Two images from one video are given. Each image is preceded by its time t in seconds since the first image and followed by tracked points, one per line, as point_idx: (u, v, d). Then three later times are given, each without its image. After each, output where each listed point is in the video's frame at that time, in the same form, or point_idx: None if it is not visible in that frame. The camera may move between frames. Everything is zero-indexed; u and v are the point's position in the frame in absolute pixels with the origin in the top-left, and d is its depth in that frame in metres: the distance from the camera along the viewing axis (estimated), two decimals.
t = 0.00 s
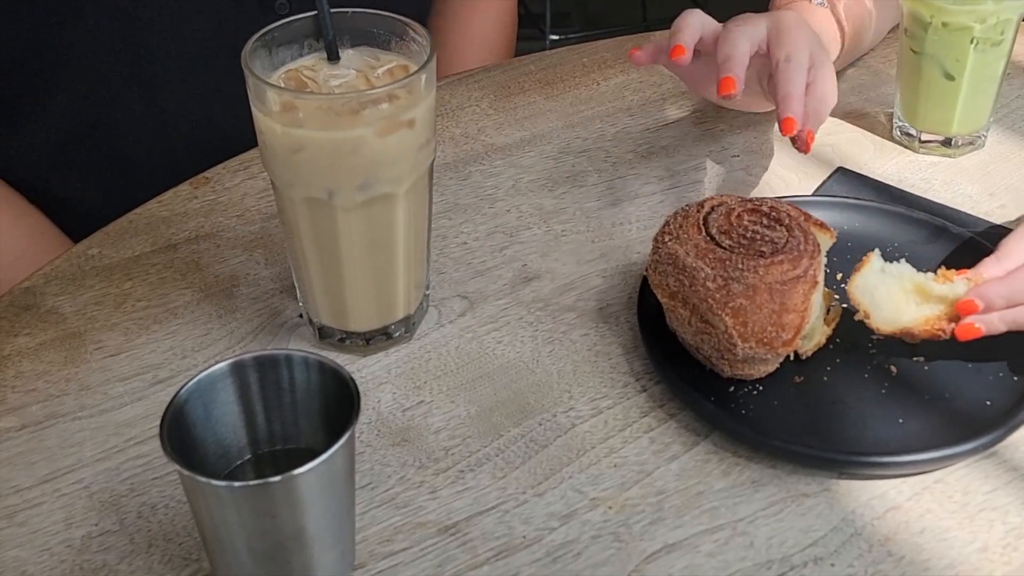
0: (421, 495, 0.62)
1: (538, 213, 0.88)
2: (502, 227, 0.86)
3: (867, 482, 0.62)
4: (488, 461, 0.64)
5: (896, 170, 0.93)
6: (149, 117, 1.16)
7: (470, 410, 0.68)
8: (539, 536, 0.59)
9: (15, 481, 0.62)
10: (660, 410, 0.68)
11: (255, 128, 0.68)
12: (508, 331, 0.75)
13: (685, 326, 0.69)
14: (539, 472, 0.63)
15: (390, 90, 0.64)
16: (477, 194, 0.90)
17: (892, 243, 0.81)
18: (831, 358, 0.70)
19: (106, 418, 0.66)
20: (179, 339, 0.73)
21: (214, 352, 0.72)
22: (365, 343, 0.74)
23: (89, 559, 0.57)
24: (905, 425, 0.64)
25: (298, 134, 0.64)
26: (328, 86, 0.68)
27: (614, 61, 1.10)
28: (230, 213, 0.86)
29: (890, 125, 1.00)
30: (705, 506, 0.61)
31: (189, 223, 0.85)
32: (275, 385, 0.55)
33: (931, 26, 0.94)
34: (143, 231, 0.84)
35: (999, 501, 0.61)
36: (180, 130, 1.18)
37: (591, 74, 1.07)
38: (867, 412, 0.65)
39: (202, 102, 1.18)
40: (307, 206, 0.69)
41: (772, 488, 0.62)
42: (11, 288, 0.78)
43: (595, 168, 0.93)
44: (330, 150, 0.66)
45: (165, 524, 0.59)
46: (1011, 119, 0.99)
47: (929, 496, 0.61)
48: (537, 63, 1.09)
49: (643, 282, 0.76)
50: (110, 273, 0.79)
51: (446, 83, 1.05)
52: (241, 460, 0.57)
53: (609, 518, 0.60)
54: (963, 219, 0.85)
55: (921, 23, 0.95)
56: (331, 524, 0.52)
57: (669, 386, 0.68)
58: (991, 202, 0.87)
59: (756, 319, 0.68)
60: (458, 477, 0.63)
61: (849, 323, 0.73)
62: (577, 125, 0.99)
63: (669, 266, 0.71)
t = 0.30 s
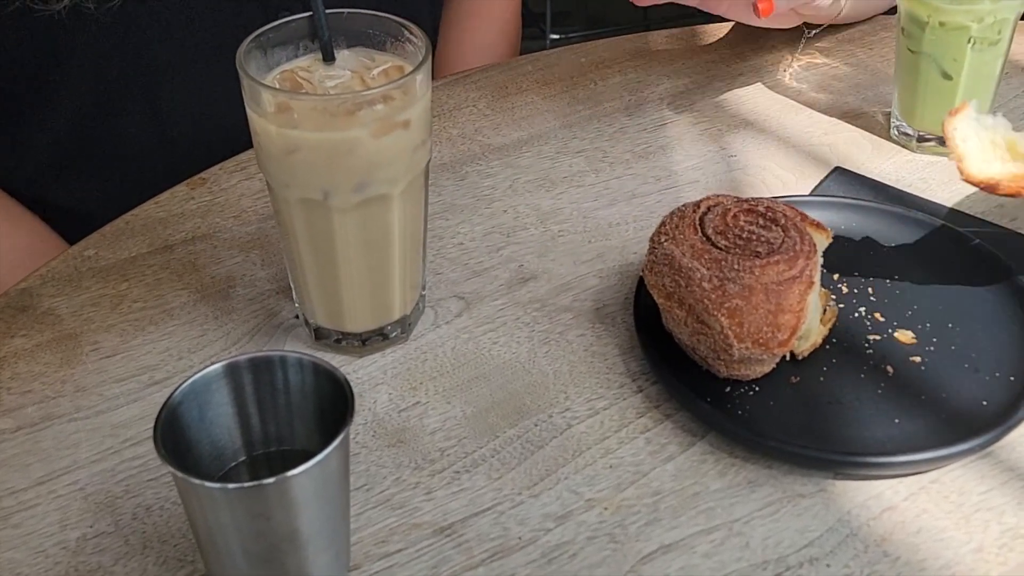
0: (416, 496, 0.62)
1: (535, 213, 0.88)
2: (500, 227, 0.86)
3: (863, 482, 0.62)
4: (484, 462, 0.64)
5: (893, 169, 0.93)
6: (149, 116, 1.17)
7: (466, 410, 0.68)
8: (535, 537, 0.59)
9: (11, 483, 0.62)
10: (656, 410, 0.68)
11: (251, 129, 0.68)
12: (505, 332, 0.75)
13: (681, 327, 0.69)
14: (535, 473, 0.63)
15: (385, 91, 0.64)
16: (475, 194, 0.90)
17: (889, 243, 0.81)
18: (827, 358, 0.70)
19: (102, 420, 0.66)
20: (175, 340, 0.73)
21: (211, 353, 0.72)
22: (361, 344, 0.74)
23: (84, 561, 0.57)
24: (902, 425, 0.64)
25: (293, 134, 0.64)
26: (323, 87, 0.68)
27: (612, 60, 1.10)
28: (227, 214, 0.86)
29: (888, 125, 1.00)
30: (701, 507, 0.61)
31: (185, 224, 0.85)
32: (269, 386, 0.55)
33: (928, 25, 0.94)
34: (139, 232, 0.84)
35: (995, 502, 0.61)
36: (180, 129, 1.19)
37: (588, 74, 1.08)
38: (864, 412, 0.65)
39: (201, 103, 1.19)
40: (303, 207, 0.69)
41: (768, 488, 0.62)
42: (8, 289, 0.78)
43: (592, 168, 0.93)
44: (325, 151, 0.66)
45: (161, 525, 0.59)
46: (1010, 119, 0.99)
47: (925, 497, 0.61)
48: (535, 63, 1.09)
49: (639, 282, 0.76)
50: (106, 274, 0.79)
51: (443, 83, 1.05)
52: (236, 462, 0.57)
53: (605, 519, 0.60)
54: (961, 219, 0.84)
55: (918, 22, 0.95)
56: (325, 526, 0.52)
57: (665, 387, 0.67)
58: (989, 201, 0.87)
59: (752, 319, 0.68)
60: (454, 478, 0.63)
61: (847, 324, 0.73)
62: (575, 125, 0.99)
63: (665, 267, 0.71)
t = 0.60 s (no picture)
0: (417, 495, 0.61)
1: (536, 212, 0.87)
2: (500, 226, 0.86)
3: (865, 481, 0.62)
4: (485, 461, 0.64)
5: (895, 168, 0.93)
6: (147, 116, 1.21)
7: (467, 409, 0.68)
8: (536, 536, 0.58)
9: (10, 482, 0.62)
10: (658, 409, 0.68)
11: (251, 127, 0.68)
12: (505, 331, 0.75)
13: (682, 325, 0.69)
14: (536, 472, 0.63)
15: (386, 89, 0.64)
16: (475, 193, 0.90)
17: (891, 241, 0.80)
18: (829, 357, 0.70)
19: (102, 419, 0.66)
20: (175, 339, 0.73)
21: (211, 352, 0.72)
22: (361, 342, 0.74)
23: (85, 560, 0.57)
24: (904, 424, 0.64)
25: (293, 132, 0.64)
26: (324, 85, 0.68)
27: (613, 59, 1.10)
28: (227, 213, 0.86)
29: (890, 124, 0.99)
30: (702, 506, 0.60)
31: (185, 223, 0.85)
32: (270, 384, 0.55)
33: (930, 23, 0.93)
34: (140, 230, 0.84)
35: (998, 500, 0.60)
36: (178, 130, 1.23)
37: (589, 73, 1.07)
38: (866, 410, 0.65)
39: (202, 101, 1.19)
40: (303, 205, 0.69)
41: (770, 487, 0.62)
42: (7, 288, 0.78)
43: (593, 167, 0.93)
44: (326, 149, 0.65)
45: (161, 525, 0.59)
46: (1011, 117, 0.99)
47: (927, 495, 0.61)
48: (535, 62, 1.09)
49: (641, 281, 0.76)
50: (106, 273, 0.79)
51: (443, 82, 1.05)
52: (237, 460, 0.57)
53: (606, 518, 0.60)
54: (963, 217, 0.84)
55: (920, 20, 0.94)
56: (326, 524, 0.52)
57: (666, 386, 0.67)
58: (991, 200, 0.87)
59: (753, 318, 0.67)
60: (455, 477, 0.63)
61: (849, 322, 0.73)
62: (576, 123, 0.99)
63: (667, 265, 0.71)
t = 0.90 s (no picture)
0: (416, 498, 0.61)
1: (535, 213, 0.87)
2: (499, 228, 0.86)
3: (864, 483, 0.62)
4: (484, 463, 0.64)
5: (894, 169, 0.93)
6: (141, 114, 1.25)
7: (466, 412, 0.68)
8: (535, 539, 0.58)
9: (8, 485, 0.62)
10: (657, 411, 0.68)
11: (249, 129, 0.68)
12: (505, 333, 0.74)
13: (682, 327, 0.69)
14: (535, 475, 0.63)
15: (385, 91, 0.64)
16: (474, 194, 0.90)
17: (890, 243, 0.80)
18: (829, 359, 0.70)
19: (100, 421, 0.66)
20: (174, 341, 0.73)
21: (209, 355, 0.72)
22: (360, 345, 0.74)
23: (83, 563, 0.56)
24: (903, 426, 0.64)
25: (292, 134, 0.64)
26: (322, 88, 0.68)
27: (612, 61, 1.10)
28: (225, 215, 0.86)
29: (889, 125, 0.99)
30: (702, 508, 0.60)
31: (184, 225, 0.85)
32: (269, 387, 0.55)
33: (929, 25, 0.94)
34: (138, 232, 0.84)
35: (997, 503, 0.60)
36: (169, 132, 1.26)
37: (588, 74, 1.07)
38: (865, 412, 0.65)
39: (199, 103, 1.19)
40: (302, 208, 0.69)
41: (769, 489, 0.62)
42: (6, 290, 0.78)
43: (592, 168, 0.93)
44: (324, 152, 0.65)
45: (159, 528, 0.59)
46: (1010, 119, 0.99)
47: (927, 497, 0.61)
48: (534, 63, 1.09)
49: (640, 283, 0.76)
50: (104, 275, 0.79)
51: (442, 84, 1.05)
52: (236, 463, 0.57)
53: (605, 520, 0.60)
54: (962, 219, 0.84)
55: (918, 22, 0.95)
56: (325, 527, 0.52)
57: (665, 388, 0.67)
58: (989, 201, 0.87)
59: (753, 320, 0.67)
60: (455, 479, 0.63)
61: (848, 324, 0.73)
62: (575, 125, 0.99)
63: (666, 267, 0.71)
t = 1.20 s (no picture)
0: (413, 498, 0.61)
1: (533, 212, 0.87)
2: (497, 226, 0.85)
3: (864, 483, 0.62)
4: (482, 463, 0.63)
5: (894, 167, 0.93)
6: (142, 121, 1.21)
7: (464, 411, 0.67)
8: (533, 539, 0.58)
9: (4, 485, 0.61)
10: (656, 411, 0.67)
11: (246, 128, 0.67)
12: (503, 331, 0.74)
13: (680, 326, 0.69)
14: (533, 474, 0.62)
15: (382, 89, 0.64)
16: (472, 193, 0.89)
17: (889, 241, 0.80)
18: (828, 358, 0.69)
19: (97, 421, 0.66)
20: (170, 340, 0.73)
21: (206, 354, 0.72)
22: (358, 344, 0.74)
23: (78, 564, 0.56)
24: (903, 425, 0.63)
25: (288, 132, 0.64)
26: (319, 86, 0.67)
27: (611, 58, 1.09)
28: (222, 213, 0.86)
29: (889, 123, 0.99)
30: (700, 508, 0.60)
31: (181, 223, 0.85)
32: (265, 387, 0.55)
33: (929, 22, 0.93)
34: (134, 231, 0.84)
35: (997, 502, 0.60)
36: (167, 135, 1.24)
37: (587, 72, 1.07)
38: (865, 411, 0.65)
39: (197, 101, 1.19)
40: (299, 207, 0.69)
41: (768, 489, 0.61)
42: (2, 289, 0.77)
43: (590, 167, 0.93)
44: (321, 150, 0.65)
45: (155, 528, 0.58)
46: (1010, 117, 0.99)
47: (927, 497, 0.61)
48: (532, 61, 1.09)
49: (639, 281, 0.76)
50: (101, 274, 0.79)
51: (440, 82, 1.05)
52: (232, 463, 0.56)
53: (603, 520, 0.59)
54: (962, 216, 0.84)
55: (919, 19, 0.94)
56: (322, 528, 0.52)
57: (664, 387, 0.67)
58: (989, 199, 0.87)
59: (752, 318, 0.67)
60: (452, 479, 0.62)
61: (847, 322, 0.73)
62: (573, 123, 0.99)
63: (665, 265, 0.70)
